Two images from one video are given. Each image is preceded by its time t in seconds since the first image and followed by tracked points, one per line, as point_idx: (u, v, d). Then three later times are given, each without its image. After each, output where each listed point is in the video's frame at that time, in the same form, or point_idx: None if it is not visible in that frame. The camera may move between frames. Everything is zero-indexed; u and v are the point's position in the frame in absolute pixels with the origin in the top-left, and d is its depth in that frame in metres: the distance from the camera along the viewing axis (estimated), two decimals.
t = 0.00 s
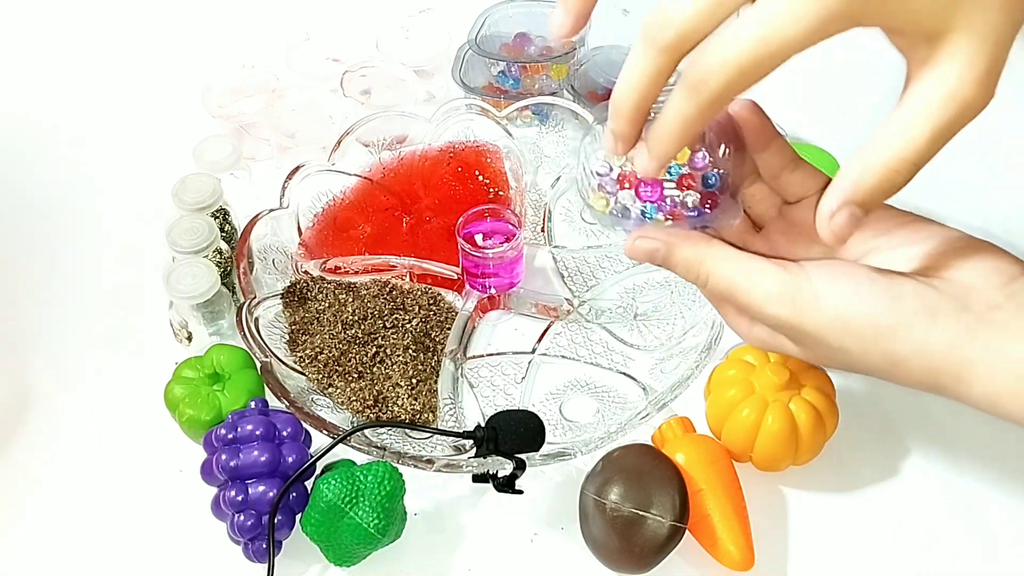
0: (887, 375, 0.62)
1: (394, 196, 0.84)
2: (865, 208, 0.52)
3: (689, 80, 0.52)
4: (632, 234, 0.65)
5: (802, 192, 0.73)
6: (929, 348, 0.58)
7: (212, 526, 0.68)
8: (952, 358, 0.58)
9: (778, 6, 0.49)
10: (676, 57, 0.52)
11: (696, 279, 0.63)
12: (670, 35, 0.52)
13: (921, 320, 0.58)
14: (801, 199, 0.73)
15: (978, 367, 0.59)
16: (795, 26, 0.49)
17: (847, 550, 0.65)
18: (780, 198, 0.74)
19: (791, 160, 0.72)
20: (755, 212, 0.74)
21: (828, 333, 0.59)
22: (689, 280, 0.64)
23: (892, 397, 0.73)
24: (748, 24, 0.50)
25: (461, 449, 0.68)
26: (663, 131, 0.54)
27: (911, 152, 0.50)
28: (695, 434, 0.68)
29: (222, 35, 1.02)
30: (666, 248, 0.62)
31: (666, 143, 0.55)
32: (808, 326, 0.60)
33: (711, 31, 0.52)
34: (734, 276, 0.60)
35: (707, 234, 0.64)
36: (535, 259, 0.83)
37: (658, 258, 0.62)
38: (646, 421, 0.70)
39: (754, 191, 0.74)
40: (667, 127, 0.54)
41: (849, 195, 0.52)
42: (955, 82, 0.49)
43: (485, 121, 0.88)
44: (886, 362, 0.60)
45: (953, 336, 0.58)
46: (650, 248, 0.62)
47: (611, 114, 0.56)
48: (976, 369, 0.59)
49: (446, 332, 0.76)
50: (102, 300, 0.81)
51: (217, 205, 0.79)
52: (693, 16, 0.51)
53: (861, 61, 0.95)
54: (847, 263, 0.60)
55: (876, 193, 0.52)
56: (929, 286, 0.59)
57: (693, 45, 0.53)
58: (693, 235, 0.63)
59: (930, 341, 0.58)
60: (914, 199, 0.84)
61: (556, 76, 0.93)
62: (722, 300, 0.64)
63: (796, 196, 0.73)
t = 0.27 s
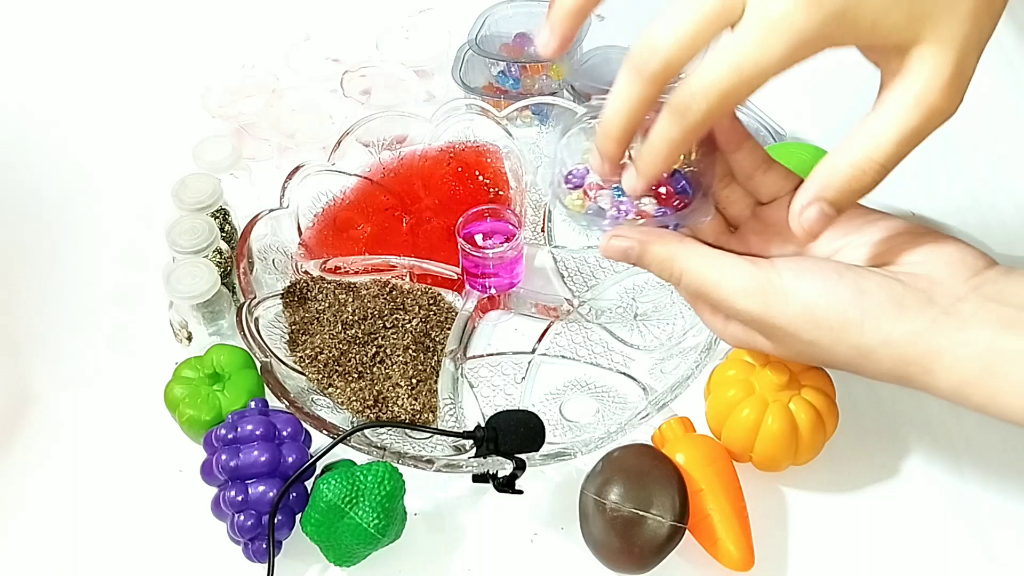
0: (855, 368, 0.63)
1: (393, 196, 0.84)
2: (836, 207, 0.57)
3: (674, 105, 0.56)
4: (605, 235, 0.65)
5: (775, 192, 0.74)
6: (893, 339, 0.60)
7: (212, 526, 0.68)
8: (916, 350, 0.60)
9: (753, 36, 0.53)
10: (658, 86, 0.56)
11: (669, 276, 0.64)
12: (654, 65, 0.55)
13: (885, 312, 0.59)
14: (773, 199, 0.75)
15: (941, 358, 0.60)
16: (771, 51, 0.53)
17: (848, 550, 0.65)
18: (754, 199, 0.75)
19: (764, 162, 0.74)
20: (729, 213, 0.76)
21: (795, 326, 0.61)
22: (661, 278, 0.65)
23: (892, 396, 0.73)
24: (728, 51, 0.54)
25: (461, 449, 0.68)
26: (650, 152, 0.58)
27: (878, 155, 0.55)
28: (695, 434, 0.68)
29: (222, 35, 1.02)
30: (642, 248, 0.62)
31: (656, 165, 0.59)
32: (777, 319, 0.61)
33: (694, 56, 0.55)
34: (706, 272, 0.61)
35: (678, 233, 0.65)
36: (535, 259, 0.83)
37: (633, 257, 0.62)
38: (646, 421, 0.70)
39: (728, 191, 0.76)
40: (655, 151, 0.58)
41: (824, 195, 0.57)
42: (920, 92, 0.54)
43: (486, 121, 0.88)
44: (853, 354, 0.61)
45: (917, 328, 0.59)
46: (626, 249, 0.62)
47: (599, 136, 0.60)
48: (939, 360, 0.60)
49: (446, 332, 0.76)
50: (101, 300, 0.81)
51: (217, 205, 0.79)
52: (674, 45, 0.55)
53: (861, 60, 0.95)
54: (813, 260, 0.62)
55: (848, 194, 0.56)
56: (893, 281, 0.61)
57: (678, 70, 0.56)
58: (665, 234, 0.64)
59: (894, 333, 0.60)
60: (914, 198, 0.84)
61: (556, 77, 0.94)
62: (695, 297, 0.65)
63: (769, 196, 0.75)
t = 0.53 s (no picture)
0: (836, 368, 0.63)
1: (393, 196, 0.84)
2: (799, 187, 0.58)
3: (670, 117, 0.57)
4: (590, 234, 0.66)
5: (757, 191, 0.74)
6: (873, 336, 0.60)
7: (212, 526, 0.68)
8: (895, 346, 0.60)
9: (744, 49, 0.54)
10: (655, 101, 0.58)
11: (653, 275, 0.65)
12: (650, 82, 0.57)
13: (864, 309, 0.60)
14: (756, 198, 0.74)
15: (921, 355, 0.60)
16: (764, 64, 0.54)
17: (847, 550, 0.65)
18: (737, 198, 0.74)
19: (746, 162, 0.72)
20: (713, 213, 0.76)
21: (776, 323, 0.60)
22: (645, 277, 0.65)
23: (891, 396, 0.73)
24: (721, 64, 0.55)
25: (461, 448, 0.68)
26: (647, 162, 0.60)
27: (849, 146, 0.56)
28: (695, 434, 0.68)
29: (222, 35, 1.02)
30: (625, 245, 0.63)
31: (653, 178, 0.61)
32: (758, 315, 0.61)
33: (687, 68, 0.56)
34: (688, 269, 0.62)
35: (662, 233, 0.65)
36: (535, 259, 0.83)
37: (616, 255, 0.64)
38: (646, 421, 0.70)
39: (712, 190, 0.75)
40: (652, 163, 0.60)
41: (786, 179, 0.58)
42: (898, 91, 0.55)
43: (486, 121, 0.88)
44: (833, 351, 0.61)
45: (896, 325, 0.59)
46: (609, 246, 0.63)
47: (598, 149, 0.62)
48: (919, 357, 0.60)
49: (446, 332, 0.76)
50: (101, 300, 0.81)
51: (217, 205, 0.79)
52: (666, 61, 0.56)
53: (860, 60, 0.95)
54: (794, 259, 0.62)
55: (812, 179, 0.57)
56: (872, 280, 0.61)
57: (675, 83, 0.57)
58: (648, 233, 0.64)
59: (874, 330, 0.59)
60: (913, 197, 0.83)
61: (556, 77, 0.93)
62: (678, 296, 0.66)
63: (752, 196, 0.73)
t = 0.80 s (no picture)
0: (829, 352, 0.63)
1: (393, 196, 0.84)
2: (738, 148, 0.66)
3: (651, 126, 0.58)
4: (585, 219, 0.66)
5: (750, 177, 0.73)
6: (865, 321, 0.60)
7: (212, 526, 0.68)
8: (888, 331, 0.60)
9: (723, 64, 0.55)
10: (638, 110, 0.58)
11: (648, 261, 0.65)
12: (631, 92, 0.57)
13: (857, 294, 0.60)
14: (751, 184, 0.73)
15: (913, 340, 0.60)
16: (743, 79, 0.55)
17: (847, 550, 0.65)
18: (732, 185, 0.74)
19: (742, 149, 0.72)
20: (709, 200, 0.76)
21: (770, 309, 0.61)
22: (639, 262, 0.65)
23: (891, 396, 0.73)
24: (702, 77, 0.56)
25: (461, 449, 0.68)
26: (625, 167, 0.61)
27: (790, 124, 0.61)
28: (695, 434, 0.68)
29: (222, 35, 1.02)
30: (620, 232, 0.63)
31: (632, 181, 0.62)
32: (752, 301, 0.61)
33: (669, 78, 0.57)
34: (682, 255, 0.62)
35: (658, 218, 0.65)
36: (535, 259, 0.83)
37: (611, 241, 0.64)
38: (646, 421, 0.70)
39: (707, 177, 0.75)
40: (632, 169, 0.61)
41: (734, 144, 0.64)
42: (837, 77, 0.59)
43: (486, 121, 0.88)
44: (826, 337, 0.61)
45: (889, 309, 0.60)
46: (604, 233, 0.63)
47: (579, 154, 0.62)
48: (911, 341, 0.60)
49: (446, 332, 0.76)
50: (101, 300, 0.81)
51: (217, 205, 0.79)
52: (649, 73, 0.56)
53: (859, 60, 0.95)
54: (788, 244, 0.63)
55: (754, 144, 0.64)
56: (865, 264, 0.61)
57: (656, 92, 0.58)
58: (643, 218, 0.64)
59: (867, 315, 0.60)
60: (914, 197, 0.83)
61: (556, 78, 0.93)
62: (672, 282, 0.66)
63: (747, 182, 0.73)
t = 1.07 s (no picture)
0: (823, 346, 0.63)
1: (393, 196, 0.84)
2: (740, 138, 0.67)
3: (647, 110, 0.59)
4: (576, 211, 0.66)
5: (743, 172, 0.73)
6: (857, 315, 0.60)
7: (212, 526, 0.68)
8: (880, 326, 0.60)
9: (724, 46, 0.55)
10: (634, 92, 0.59)
11: (638, 254, 0.65)
12: (628, 75, 0.58)
13: (850, 288, 0.60)
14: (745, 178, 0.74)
15: (905, 334, 0.60)
16: (741, 61, 0.55)
17: (848, 550, 0.65)
18: (725, 178, 0.75)
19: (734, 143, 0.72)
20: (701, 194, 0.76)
21: (762, 302, 0.61)
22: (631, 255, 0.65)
23: (891, 396, 0.73)
24: (700, 59, 0.56)
25: (461, 449, 0.68)
26: (620, 155, 0.62)
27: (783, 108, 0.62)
28: (696, 434, 0.68)
29: (222, 35, 1.02)
30: (610, 225, 0.63)
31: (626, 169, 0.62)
32: (744, 295, 0.61)
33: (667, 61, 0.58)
34: (673, 249, 0.62)
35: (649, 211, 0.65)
36: (535, 259, 0.83)
37: (602, 234, 0.63)
38: (646, 421, 0.70)
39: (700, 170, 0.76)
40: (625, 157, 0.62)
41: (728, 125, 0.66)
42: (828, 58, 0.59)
43: (486, 121, 0.88)
44: (819, 331, 0.61)
45: (882, 303, 0.59)
46: (595, 225, 0.63)
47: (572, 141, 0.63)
48: (904, 336, 0.60)
49: (446, 332, 0.76)
50: (101, 300, 0.81)
51: (217, 205, 0.79)
52: (644, 56, 0.57)
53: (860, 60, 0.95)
54: (780, 238, 0.62)
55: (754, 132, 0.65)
56: (858, 258, 0.61)
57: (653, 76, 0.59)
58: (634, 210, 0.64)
59: (860, 309, 0.60)
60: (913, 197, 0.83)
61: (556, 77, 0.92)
62: (664, 274, 0.66)
63: (739, 176, 0.74)
